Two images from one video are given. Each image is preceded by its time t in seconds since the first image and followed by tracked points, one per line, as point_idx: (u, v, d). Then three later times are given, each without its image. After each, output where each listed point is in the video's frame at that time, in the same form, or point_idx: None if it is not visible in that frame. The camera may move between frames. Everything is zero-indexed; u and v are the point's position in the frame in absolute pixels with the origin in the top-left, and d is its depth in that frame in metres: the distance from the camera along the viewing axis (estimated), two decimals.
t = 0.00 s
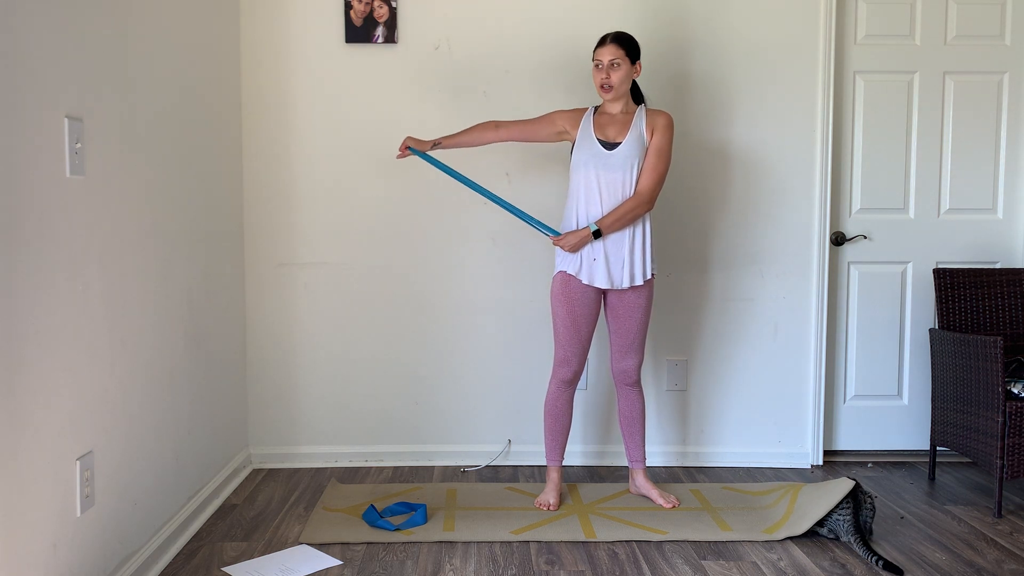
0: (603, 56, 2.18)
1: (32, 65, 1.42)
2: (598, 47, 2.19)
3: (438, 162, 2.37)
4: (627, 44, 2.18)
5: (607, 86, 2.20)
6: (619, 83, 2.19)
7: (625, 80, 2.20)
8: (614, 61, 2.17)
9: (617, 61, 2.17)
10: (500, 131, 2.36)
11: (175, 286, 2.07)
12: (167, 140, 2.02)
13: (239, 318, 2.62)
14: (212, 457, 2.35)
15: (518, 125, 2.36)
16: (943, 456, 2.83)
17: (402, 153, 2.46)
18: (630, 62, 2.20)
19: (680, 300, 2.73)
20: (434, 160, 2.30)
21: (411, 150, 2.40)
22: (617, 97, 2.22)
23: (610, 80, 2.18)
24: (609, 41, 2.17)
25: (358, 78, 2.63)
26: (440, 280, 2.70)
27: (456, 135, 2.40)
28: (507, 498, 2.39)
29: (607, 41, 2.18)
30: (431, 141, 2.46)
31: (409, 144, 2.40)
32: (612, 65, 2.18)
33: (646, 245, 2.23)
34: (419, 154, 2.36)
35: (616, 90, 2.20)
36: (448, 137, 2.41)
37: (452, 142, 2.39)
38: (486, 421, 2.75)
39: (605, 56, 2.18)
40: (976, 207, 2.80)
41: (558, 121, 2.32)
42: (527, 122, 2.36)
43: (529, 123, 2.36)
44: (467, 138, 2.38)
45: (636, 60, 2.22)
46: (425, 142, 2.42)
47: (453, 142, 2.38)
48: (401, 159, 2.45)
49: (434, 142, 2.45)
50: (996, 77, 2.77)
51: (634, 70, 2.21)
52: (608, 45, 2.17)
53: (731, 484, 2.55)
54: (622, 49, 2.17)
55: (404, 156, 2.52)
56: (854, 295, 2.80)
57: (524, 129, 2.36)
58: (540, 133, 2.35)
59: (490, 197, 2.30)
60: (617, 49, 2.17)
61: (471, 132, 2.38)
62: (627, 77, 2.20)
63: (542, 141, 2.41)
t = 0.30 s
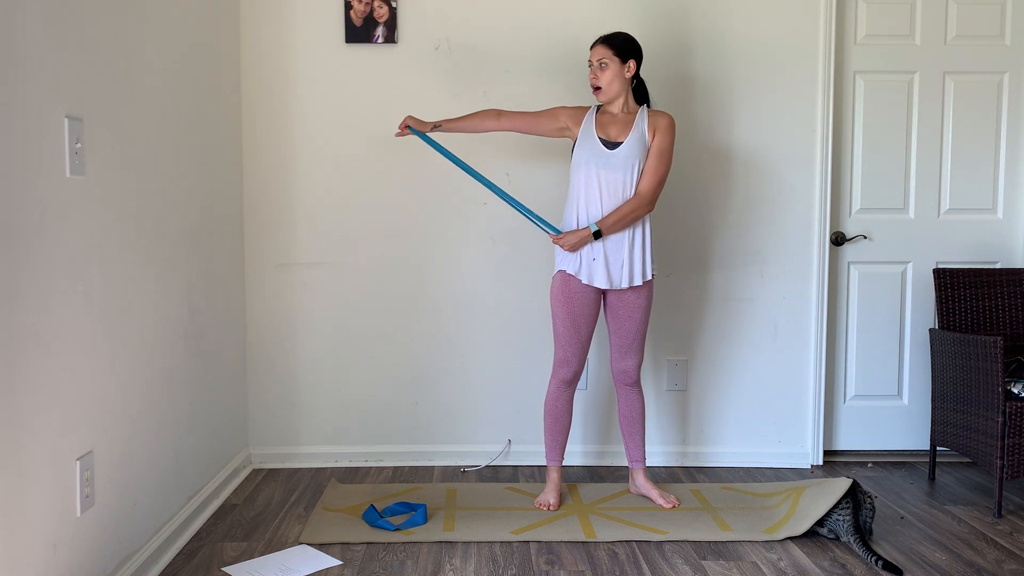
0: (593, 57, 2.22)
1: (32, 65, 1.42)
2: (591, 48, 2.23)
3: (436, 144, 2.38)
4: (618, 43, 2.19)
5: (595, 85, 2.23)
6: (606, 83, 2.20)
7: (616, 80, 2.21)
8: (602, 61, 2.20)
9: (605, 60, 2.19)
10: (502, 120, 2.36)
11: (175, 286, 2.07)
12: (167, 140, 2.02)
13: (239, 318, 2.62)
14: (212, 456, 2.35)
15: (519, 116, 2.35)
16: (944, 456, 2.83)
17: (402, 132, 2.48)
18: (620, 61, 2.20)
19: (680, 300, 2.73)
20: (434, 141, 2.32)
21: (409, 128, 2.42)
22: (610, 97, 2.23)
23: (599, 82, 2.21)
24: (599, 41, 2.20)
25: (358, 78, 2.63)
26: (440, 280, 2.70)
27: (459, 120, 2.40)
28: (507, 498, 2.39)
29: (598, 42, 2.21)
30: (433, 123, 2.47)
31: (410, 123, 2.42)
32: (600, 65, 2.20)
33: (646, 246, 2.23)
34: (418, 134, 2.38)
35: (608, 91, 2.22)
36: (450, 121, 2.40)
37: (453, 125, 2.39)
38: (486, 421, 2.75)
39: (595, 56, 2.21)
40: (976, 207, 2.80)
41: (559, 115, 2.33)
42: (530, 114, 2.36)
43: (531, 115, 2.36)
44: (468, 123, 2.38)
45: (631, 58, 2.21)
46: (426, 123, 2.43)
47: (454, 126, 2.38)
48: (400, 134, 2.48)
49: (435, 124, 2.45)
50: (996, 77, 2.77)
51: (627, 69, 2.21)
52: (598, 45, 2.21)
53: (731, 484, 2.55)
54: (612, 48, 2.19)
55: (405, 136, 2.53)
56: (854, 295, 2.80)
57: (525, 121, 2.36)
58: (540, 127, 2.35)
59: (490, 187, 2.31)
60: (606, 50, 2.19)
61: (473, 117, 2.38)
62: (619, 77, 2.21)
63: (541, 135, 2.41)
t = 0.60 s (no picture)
0: (589, 59, 2.22)
1: (32, 64, 1.42)
2: (589, 51, 2.23)
3: (436, 146, 2.38)
4: (615, 45, 2.18)
5: (593, 87, 2.23)
6: (603, 85, 2.20)
7: (613, 81, 2.20)
8: (598, 63, 2.20)
9: (601, 62, 2.19)
10: (502, 122, 2.36)
11: (175, 286, 2.07)
12: (167, 139, 2.02)
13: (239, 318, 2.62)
14: (212, 456, 2.35)
15: (519, 117, 2.35)
16: (943, 456, 2.83)
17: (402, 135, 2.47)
18: (617, 63, 2.19)
19: (680, 300, 2.73)
20: (436, 144, 2.32)
21: (410, 132, 2.41)
22: (609, 98, 2.23)
23: (596, 83, 2.21)
24: (596, 44, 2.21)
25: (357, 78, 2.63)
26: (440, 280, 2.70)
27: (459, 121, 2.40)
28: (507, 498, 2.39)
29: (596, 44, 2.21)
30: (433, 124, 2.46)
31: (410, 126, 2.41)
32: (597, 67, 2.20)
33: (646, 246, 2.23)
34: (420, 137, 2.36)
35: (605, 91, 2.22)
36: (450, 122, 2.40)
37: (453, 128, 2.38)
38: (486, 421, 2.75)
39: (592, 59, 2.21)
40: (975, 207, 2.80)
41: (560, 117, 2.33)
42: (530, 115, 2.36)
43: (532, 116, 2.36)
44: (468, 124, 2.38)
45: (629, 59, 2.21)
46: (426, 125, 2.42)
47: (455, 128, 2.38)
48: (400, 139, 2.48)
49: (435, 125, 2.44)
50: (996, 76, 2.77)
51: (624, 70, 2.20)
52: (595, 47, 2.21)
53: (731, 484, 2.55)
54: (608, 50, 2.18)
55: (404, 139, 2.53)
56: (854, 294, 2.80)
57: (526, 122, 2.36)
58: (541, 128, 2.35)
59: (491, 189, 2.32)
60: (603, 51, 2.19)
61: (474, 120, 2.38)
62: (616, 79, 2.20)
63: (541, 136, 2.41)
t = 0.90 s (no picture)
0: (588, 59, 2.22)
1: (32, 64, 1.42)
2: (588, 51, 2.23)
3: (436, 149, 2.38)
4: (614, 46, 2.18)
5: (592, 88, 2.23)
6: (603, 85, 2.20)
7: (613, 81, 2.20)
8: (597, 63, 2.20)
9: (600, 63, 2.19)
10: (500, 123, 2.36)
11: (175, 286, 2.07)
12: (167, 140, 2.02)
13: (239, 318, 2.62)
14: (212, 457, 2.35)
15: (518, 119, 2.36)
16: (944, 456, 2.83)
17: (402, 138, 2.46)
18: (617, 63, 2.19)
19: (681, 300, 2.73)
20: (436, 147, 2.33)
21: (410, 134, 2.39)
22: (608, 98, 2.23)
23: (596, 83, 2.21)
24: (596, 44, 2.20)
25: (357, 78, 2.63)
26: (439, 280, 2.70)
27: (458, 123, 2.40)
28: (507, 498, 2.39)
29: (595, 45, 2.21)
30: (432, 127, 2.46)
31: (410, 128, 2.39)
32: (596, 68, 2.20)
33: (645, 246, 2.23)
34: (420, 139, 2.37)
35: (605, 92, 2.22)
36: (448, 124, 2.40)
37: (453, 129, 2.38)
38: (486, 421, 2.75)
39: (591, 59, 2.21)
40: (975, 207, 2.80)
41: (560, 117, 2.33)
42: (529, 116, 2.36)
43: (530, 117, 2.36)
44: (467, 127, 2.38)
45: (628, 59, 2.21)
46: (426, 128, 2.42)
47: (454, 130, 2.38)
48: (401, 140, 2.44)
49: (434, 128, 2.44)
50: (996, 76, 2.77)
51: (623, 71, 2.20)
52: (594, 47, 2.21)
53: (731, 484, 2.55)
54: (608, 51, 2.18)
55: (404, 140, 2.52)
56: (854, 294, 2.80)
57: (524, 123, 2.36)
58: (539, 129, 2.35)
59: (491, 191, 2.32)
60: (603, 52, 2.19)
61: (472, 121, 2.38)
62: (615, 79, 2.20)
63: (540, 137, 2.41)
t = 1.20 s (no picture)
0: (589, 58, 2.22)
1: (32, 63, 1.42)
2: (589, 51, 2.23)
3: (435, 151, 2.38)
4: (615, 45, 2.18)
5: (592, 87, 2.23)
6: (603, 85, 2.20)
7: (614, 81, 2.20)
8: (597, 63, 2.20)
9: (601, 63, 2.19)
10: (500, 124, 2.36)
11: (175, 286, 2.07)
12: (167, 140, 2.02)
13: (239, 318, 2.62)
14: (212, 456, 2.35)
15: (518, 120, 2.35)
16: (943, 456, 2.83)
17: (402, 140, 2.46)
18: (617, 63, 2.19)
19: (681, 300, 2.73)
20: (435, 150, 2.33)
21: (408, 137, 2.40)
22: (609, 98, 2.23)
23: (596, 83, 2.21)
24: (596, 44, 2.20)
25: (357, 78, 2.63)
26: (439, 280, 2.70)
27: (457, 125, 2.40)
28: (507, 498, 2.39)
29: (596, 44, 2.21)
30: (432, 129, 2.46)
31: (409, 131, 2.39)
32: (596, 67, 2.20)
33: (645, 246, 2.23)
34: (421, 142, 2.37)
35: (605, 91, 2.22)
36: (448, 126, 2.40)
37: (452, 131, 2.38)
38: (486, 421, 2.75)
39: (592, 59, 2.21)
40: (975, 207, 2.80)
41: (560, 117, 2.32)
42: (529, 117, 2.36)
43: (530, 118, 2.36)
44: (467, 127, 2.38)
45: (629, 59, 2.21)
46: (425, 130, 2.42)
47: (453, 132, 2.38)
48: (401, 140, 2.47)
49: (434, 130, 2.44)
50: (997, 76, 2.77)
51: (624, 71, 2.20)
52: (595, 47, 2.21)
53: (731, 484, 2.55)
54: (608, 50, 2.19)
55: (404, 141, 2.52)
56: (854, 294, 2.80)
57: (524, 123, 2.36)
58: (539, 129, 2.35)
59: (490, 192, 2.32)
60: (603, 51, 2.19)
61: (472, 122, 2.38)
62: (616, 79, 2.20)
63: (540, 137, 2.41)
